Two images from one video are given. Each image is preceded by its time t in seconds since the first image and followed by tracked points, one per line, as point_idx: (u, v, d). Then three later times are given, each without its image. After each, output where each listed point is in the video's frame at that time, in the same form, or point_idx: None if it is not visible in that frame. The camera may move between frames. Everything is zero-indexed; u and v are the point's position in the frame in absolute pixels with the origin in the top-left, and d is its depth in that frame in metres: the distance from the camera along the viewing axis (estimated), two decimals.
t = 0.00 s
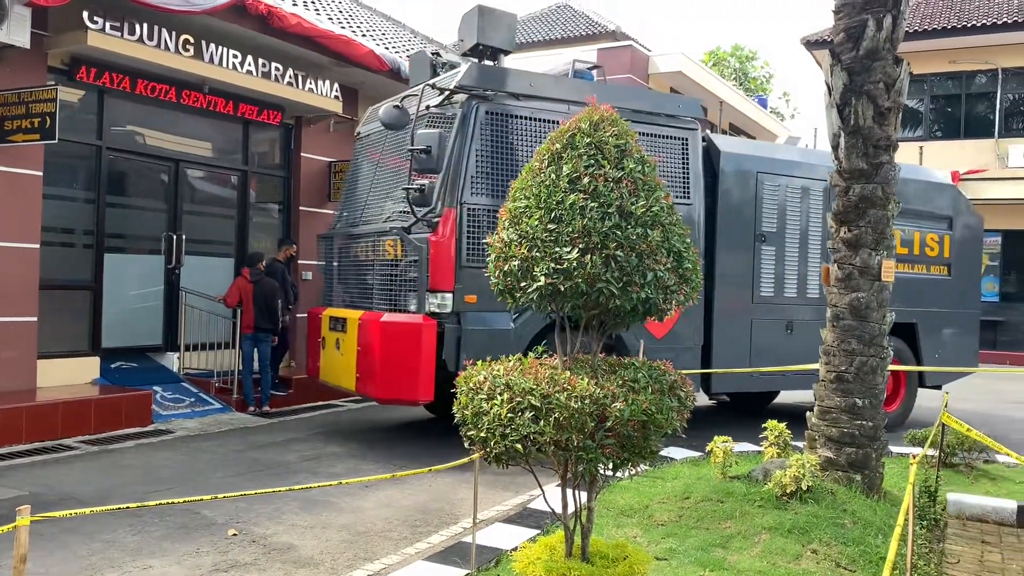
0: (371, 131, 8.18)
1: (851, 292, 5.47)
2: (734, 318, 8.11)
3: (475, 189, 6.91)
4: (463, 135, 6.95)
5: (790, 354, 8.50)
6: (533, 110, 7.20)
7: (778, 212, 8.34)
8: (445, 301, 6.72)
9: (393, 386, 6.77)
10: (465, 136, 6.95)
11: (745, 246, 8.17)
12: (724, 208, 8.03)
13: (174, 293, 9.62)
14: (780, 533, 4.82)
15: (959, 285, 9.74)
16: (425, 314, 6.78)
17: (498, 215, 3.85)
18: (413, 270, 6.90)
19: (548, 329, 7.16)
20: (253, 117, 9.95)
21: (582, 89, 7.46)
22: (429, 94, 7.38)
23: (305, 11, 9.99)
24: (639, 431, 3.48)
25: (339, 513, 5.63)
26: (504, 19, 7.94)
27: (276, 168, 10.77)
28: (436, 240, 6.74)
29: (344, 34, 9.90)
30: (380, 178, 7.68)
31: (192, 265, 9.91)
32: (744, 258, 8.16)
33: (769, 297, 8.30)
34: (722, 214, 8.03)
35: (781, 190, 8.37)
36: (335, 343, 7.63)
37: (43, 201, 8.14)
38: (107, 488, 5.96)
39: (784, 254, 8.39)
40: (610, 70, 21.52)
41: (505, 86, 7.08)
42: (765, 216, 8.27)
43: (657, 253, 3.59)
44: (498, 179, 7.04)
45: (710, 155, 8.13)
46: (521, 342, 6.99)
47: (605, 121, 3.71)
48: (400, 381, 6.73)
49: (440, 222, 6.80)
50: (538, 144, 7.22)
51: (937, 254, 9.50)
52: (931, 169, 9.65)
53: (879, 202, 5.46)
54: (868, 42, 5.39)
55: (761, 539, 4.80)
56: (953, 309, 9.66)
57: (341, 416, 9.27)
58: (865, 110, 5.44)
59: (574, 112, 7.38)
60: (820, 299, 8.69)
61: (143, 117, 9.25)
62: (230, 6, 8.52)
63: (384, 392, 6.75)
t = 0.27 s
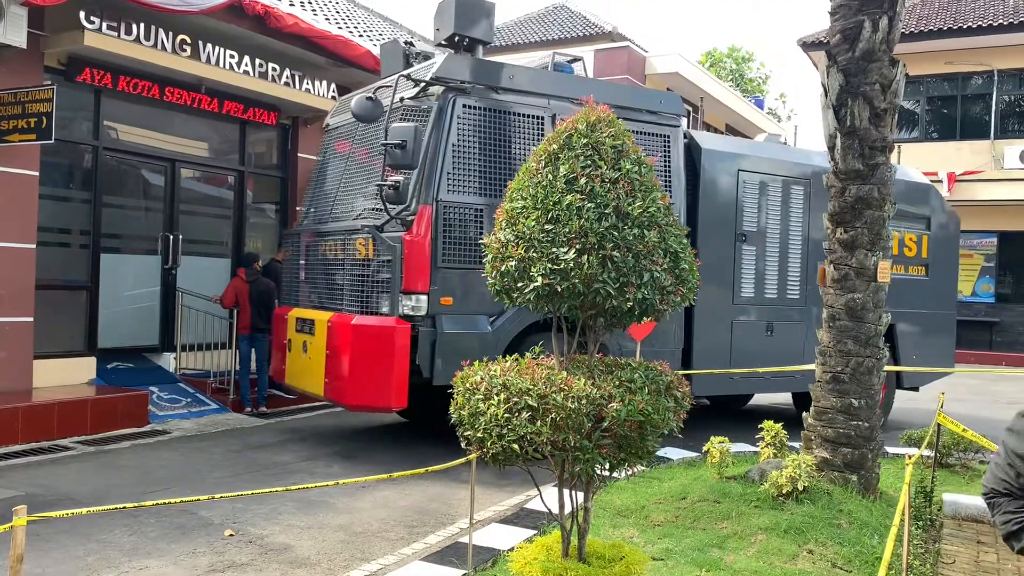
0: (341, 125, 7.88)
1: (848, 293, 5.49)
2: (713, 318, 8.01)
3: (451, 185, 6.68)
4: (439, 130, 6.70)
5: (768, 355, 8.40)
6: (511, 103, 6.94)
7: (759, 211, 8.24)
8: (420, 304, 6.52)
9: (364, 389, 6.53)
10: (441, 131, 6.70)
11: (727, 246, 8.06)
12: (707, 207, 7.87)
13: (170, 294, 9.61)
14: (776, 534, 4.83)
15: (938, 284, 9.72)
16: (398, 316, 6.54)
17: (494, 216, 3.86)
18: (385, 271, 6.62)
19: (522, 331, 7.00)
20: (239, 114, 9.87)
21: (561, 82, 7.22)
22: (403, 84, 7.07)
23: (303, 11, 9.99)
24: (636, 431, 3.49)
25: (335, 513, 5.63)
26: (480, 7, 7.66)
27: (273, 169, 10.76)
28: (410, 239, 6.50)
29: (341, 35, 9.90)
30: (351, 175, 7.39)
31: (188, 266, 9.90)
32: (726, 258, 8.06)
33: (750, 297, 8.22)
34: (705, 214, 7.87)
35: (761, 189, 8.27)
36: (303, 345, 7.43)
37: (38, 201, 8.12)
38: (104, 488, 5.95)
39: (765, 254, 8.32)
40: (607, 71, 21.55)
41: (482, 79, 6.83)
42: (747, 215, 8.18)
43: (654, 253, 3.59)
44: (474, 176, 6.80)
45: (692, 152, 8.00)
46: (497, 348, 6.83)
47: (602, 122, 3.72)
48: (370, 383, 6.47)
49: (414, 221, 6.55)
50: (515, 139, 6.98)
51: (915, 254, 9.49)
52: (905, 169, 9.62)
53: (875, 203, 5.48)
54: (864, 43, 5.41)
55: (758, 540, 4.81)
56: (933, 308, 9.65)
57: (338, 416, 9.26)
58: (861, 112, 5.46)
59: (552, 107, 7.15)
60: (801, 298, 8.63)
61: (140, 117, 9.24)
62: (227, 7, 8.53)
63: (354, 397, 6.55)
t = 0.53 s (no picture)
0: (305, 120, 7.45)
1: (844, 295, 5.49)
2: (692, 320, 7.74)
3: (423, 181, 6.30)
4: (410, 124, 6.32)
5: (745, 359, 8.13)
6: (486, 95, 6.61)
7: (739, 212, 7.99)
8: (389, 306, 6.10)
9: (330, 397, 6.06)
10: (411, 124, 6.32)
11: (707, 247, 7.81)
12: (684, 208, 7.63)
13: (167, 295, 9.59)
14: (773, 535, 4.83)
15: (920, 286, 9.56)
16: (365, 319, 6.10)
17: (493, 217, 3.85)
18: (352, 271, 6.16)
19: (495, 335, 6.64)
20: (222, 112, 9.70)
21: (536, 76, 6.87)
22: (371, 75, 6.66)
23: (300, 12, 9.99)
24: (634, 433, 3.49)
25: (332, 515, 5.62)
26: None
27: (270, 170, 10.75)
28: (379, 238, 6.09)
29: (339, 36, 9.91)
30: (315, 170, 6.96)
31: (184, 267, 9.88)
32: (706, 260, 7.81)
33: (730, 300, 8.00)
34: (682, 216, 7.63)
35: (741, 188, 8.02)
36: (264, 349, 6.96)
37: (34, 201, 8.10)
38: (100, 490, 5.94)
39: (746, 256, 8.08)
40: (604, 72, 21.57)
41: (455, 71, 6.47)
42: (727, 216, 7.93)
43: (652, 255, 3.59)
44: (446, 172, 6.41)
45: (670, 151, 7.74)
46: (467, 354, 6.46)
47: (600, 124, 3.72)
48: (336, 390, 6.02)
49: (384, 219, 6.16)
50: (488, 134, 6.62)
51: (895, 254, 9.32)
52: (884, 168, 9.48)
53: (872, 205, 5.49)
54: (861, 45, 5.42)
55: (755, 541, 4.81)
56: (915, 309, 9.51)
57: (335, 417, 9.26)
58: (858, 114, 5.47)
59: (527, 101, 6.80)
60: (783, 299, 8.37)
61: (137, 118, 9.23)
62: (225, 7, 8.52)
63: (319, 404, 6.09)
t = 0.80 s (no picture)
0: (269, 112, 7.21)
1: (843, 297, 5.50)
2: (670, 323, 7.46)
3: (391, 180, 6.13)
4: (378, 119, 6.13)
5: (724, 364, 7.87)
6: (456, 90, 6.45)
7: (717, 212, 7.76)
8: (355, 310, 5.94)
9: (294, 406, 5.89)
10: (379, 120, 6.13)
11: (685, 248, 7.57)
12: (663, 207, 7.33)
13: (165, 297, 9.58)
14: (772, 538, 4.83)
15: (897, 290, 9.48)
16: (331, 324, 5.97)
17: (492, 220, 3.85)
18: (317, 274, 6.03)
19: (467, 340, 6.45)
20: (211, 111, 9.70)
21: (509, 70, 6.72)
22: (338, 68, 6.46)
23: (299, 14, 9.98)
24: (633, 436, 3.49)
25: (331, 517, 5.61)
26: None
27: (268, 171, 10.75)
28: (344, 239, 5.91)
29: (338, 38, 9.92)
30: (280, 166, 6.74)
31: (182, 268, 9.87)
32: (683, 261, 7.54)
33: (709, 301, 7.73)
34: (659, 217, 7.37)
35: (720, 186, 7.78)
36: (224, 355, 6.69)
37: (32, 202, 8.09)
38: (98, 492, 5.92)
39: (724, 256, 7.85)
40: (603, 74, 21.58)
41: (426, 64, 6.29)
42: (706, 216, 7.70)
43: (652, 258, 3.59)
44: (414, 171, 6.25)
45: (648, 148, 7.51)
46: (438, 362, 6.24)
47: (601, 127, 3.72)
48: (301, 399, 5.87)
49: (350, 219, 5.98)
50: (459, 130, 6.47)
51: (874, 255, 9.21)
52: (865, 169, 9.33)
53: (871, 208, 5.49)
54: (860, 48, 5.42)
55: (754, 544, 4.81)
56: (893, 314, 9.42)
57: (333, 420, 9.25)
58: (857, 117, 5.47)
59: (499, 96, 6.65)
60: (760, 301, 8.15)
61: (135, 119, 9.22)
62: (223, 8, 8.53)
63: (286, 415, 5.89)
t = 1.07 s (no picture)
0: (233, 105, 6.81)
1: (845, 301, 5.50)
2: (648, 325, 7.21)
3: (360, 175, 5.73)
4: (345, 110, 5.73)
5: (708, 368, 7.62)
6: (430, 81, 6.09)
7: (699, 210, 7.51)
8: (320, 312, 5.50)
9: (252, 415, 5.46)
10: (346, 112, 5.73)
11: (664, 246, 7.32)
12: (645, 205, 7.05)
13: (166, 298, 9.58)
14: (774, 542, 4.82)
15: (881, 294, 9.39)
16: (293, 326, 5.53)
17: (495, 223, 3.85)
18: (279, 273, 5.58)
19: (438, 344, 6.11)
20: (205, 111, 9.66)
21: (484, 61, 6.37)
22: (306, 58, 6.12)
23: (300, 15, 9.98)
24: (637, 440, 3.49)
25: (331, 520, 5.61)
26: None
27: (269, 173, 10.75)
28: (308, 236, 5.48)
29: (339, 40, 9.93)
30: (244, 160, 6.35)
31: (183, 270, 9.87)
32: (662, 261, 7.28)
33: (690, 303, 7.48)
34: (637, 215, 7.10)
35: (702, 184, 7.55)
36: (184, 359, 6.27)
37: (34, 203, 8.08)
38: (99, 494, 5.92)
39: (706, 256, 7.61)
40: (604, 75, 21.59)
41: (398, 53, 5.90)
42: (685, 215, 7.45)
43: (655, 262, 3.59)
44: (384, 165, 5.86)
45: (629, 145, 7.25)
46: (408, 368, 5.88)
47: (604, 130, 3.72)
48: (261, 407, 5.44)
49: (315, 215, 5.56)
50: (432, 123, 6.10)
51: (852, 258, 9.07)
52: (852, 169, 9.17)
53: (873, 212, 5.49)
54: (863, 52, 5.43)
55: (756, 548, 4.81)
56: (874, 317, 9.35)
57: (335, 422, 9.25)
58: (860, 121, 5.48)
59: (473, 89, 6.31)
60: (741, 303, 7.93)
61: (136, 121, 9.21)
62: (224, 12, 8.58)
63: (244, 422, 5.45)
